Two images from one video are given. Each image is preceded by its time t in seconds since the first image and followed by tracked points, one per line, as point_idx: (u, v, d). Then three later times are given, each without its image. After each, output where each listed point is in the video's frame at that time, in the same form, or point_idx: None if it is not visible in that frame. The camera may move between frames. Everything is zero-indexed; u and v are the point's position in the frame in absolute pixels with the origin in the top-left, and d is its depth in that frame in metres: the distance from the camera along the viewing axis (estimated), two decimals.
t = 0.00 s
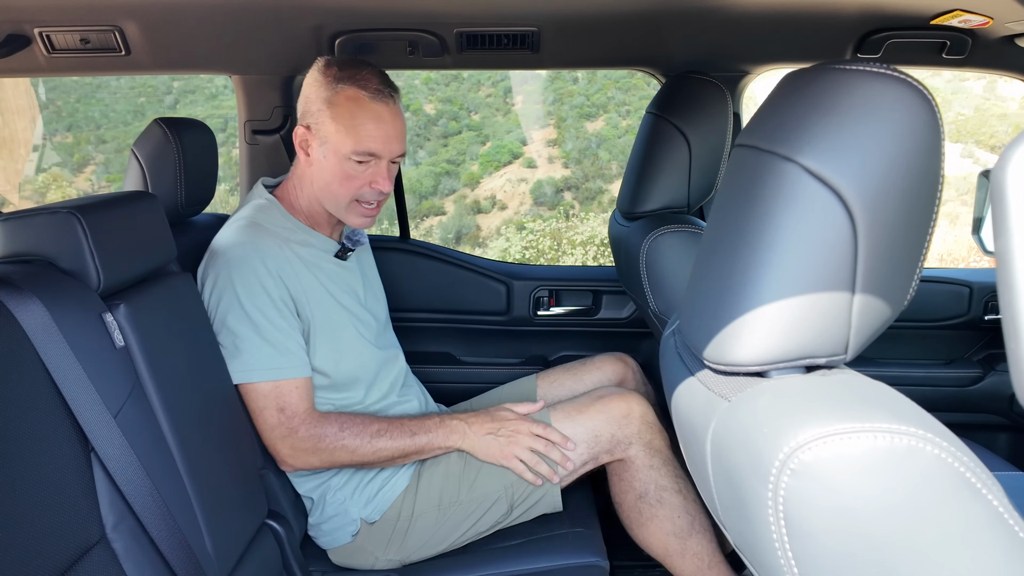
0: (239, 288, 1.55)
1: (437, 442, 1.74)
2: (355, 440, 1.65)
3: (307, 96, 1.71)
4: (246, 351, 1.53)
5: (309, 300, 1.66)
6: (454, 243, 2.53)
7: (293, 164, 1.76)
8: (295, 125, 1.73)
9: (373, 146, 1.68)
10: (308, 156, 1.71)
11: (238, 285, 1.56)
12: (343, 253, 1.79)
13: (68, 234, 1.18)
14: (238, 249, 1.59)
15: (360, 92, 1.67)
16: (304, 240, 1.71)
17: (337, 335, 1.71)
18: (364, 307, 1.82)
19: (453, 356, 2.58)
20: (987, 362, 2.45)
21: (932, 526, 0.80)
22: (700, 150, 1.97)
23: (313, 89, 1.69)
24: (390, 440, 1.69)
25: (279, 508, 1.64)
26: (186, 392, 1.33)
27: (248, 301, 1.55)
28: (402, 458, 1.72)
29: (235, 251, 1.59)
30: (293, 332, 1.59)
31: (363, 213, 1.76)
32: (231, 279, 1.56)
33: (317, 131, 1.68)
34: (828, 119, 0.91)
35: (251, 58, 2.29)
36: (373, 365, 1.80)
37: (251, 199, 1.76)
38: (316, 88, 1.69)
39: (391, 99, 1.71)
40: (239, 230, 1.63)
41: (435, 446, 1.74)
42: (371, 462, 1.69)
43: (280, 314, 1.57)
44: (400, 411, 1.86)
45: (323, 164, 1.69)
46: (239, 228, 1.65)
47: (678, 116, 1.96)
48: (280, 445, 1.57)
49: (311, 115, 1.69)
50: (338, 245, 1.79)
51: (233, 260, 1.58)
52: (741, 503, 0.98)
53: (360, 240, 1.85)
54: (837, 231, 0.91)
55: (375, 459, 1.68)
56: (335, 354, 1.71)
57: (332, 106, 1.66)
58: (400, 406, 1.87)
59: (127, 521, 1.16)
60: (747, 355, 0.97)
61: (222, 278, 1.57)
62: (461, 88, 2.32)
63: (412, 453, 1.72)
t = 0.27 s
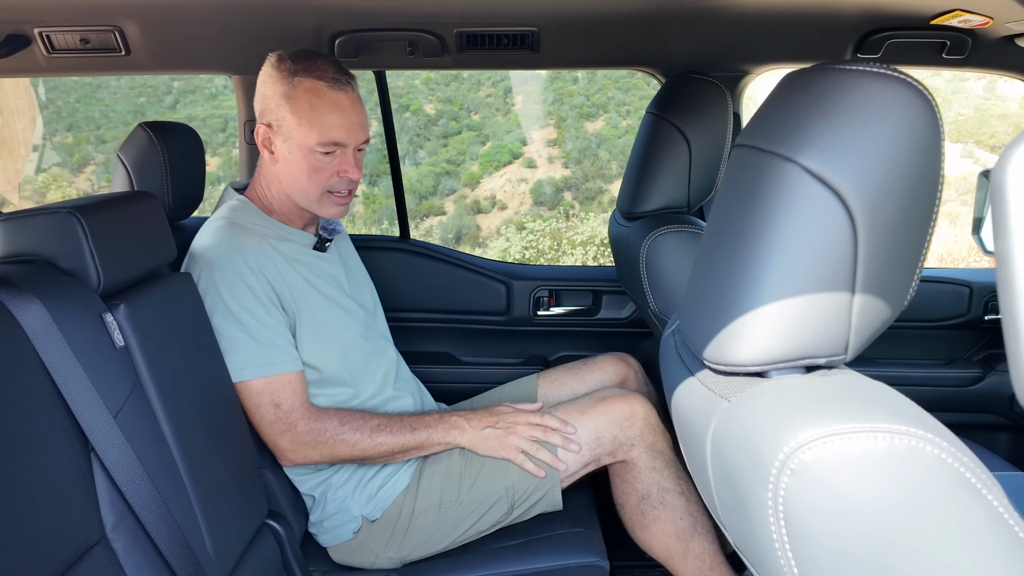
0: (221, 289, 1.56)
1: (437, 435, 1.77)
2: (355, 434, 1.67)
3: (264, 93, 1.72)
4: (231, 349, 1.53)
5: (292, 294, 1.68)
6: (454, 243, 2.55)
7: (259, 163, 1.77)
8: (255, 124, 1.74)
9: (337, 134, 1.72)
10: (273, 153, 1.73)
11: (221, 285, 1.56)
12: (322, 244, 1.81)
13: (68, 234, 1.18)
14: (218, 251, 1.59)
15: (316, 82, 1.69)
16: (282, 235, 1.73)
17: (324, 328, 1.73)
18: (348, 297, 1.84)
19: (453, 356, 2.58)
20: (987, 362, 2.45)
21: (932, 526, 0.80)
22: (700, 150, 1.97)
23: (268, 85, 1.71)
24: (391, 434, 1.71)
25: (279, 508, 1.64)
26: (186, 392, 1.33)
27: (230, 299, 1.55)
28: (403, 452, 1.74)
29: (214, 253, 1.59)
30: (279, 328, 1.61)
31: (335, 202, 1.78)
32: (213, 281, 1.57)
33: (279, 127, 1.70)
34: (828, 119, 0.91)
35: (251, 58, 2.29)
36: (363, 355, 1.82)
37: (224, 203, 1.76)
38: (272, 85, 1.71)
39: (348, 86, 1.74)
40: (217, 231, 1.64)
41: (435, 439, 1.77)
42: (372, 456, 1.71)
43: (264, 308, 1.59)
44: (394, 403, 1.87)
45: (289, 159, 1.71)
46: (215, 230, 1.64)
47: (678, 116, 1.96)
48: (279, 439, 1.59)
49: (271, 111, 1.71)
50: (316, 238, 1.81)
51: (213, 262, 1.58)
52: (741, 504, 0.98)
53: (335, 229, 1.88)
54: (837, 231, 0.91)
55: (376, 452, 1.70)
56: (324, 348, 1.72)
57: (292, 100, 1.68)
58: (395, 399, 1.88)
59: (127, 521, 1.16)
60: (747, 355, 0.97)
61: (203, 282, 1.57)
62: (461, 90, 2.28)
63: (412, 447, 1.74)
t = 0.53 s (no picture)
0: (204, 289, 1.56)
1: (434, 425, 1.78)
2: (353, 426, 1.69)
3: (223, 91, 1.72)
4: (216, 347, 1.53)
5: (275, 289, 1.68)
6: (455, 244, 2.57)
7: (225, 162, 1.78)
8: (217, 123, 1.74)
9: (302, 124, 1.74)
10: (240, 150, 1.73)
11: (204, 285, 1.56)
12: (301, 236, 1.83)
13: (68, 234, 1.18)
14: (198, 251, 1.59)
15: (276, 75, 1.70)
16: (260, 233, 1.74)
17: (312, 321, 1.73)
18: (333, 288, 1.84)
19: (453, 356, 2.58)
20: (987, 361, 2.45)
21: (932, 526, 0.80)
22: (700, 150, 1.97)
23: (226, 83, 1.71)
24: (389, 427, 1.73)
25: (280, 508, 1.64)
26: (186, 391, 1.33)
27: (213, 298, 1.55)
28: (402, 444, 1.75)
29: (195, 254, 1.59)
30: (265, 324, 1.61)
31: (307, 192, 1.80)
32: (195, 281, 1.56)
33: (244, 123, 1.71)
34: (827, 119, 0.91)
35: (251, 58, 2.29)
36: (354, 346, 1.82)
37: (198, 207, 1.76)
38: (230, 82, 1.71)
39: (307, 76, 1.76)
40: (196, 232, 1.63)
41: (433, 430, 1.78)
42: (371, 449, 1.72)
43: (248, 303, 1.59)
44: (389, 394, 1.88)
45: (257, 154, 1.73)
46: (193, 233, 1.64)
47: (678, 116, 1.96)
48: (277, 435, 1.60)
49: (233, 109, 1.71)
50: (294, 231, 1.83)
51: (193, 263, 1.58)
52: (741, 503, 0.98)
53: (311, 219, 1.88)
54: (837, 231, 0.91)
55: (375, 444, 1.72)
56: (313, 341, 1.72)
57: (253, 95, 1.69)
58: (388, 391, 1.88)
59: (127, 521, 1.16)
60: (747, 355, 0.97)
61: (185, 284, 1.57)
62: (461, 89, 2.27)
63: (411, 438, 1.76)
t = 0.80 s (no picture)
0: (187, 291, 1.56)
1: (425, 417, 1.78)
2: (344, 422, 1.69)
3: (187, 92, 1.72)
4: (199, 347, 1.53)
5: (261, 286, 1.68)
6: (454, 243, 2.56)
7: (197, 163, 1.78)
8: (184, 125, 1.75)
9: (264, 121, 1.73)
10: (207, 151, 1.74)
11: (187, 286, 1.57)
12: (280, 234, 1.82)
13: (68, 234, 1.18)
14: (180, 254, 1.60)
15: (237, 73, 1.70)
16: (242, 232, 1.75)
17: (299, 316, 1.73)
18: (319, 283, 1.85)
19: (453, 356, 2.58)
20: (987, 362, 2.45)
21: (932, 526, 0.80)
22: (700, 151, 1.97)
23: (189, 84, 1.71)
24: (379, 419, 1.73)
25: (279, 508, 1.64)
26: (186, 391, 1.33)
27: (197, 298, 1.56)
28: (394, 436, 1.75)
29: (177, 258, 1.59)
30: (252, 322, 1.61)
31: (277, 190, 1.79)
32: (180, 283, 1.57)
33: (208, 123, 1.71)
34: (827, 119, 0.91)
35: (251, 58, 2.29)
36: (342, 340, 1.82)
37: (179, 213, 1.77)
38: (193, 83, 1.71)
39: (269, 73, 1.75)
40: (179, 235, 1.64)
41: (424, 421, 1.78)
42: (364, 442, 1.72)
43: (232, 301, 1.59)
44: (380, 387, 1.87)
45: (223, 154, 1.73)
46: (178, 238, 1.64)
47: (679, 116, 1.96)
48: (269, 432, 1.60)
49: (196, 110, 1.71)
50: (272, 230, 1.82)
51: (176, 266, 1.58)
52: (741, 503, 0.98)
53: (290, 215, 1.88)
54: (837, 232, 0.91)
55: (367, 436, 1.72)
56: (300, 336, 1.72)
57: (215, 94, 1.69)
58: (379, 383, 1.88)
59: (127, 521, 1.16)
60: (747, 356, 0.97)
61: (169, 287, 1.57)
62: (461, 89, 2.27)
63: (403, 430, 1.75)
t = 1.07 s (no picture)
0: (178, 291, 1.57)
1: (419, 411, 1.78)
2: (339, 416, 1.69)
3: (157, 94, 1.73)
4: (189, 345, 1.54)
5: (252, 284, 1.69)
6: (454, 244, 2.57)
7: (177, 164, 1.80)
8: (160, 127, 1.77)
9: (230, 120, 1.73)
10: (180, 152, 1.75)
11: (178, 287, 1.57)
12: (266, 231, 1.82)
13: (68, 234, 1.18)
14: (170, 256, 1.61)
15: (201, 73, 1.69)
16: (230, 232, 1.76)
17: (291, 313, 1.73)
18: (308, 280, 1.85)
19: (453, 356, 2.58)
20: (987, 361, 2.45)
21: (933, 526, 0.80)
22: (700, 150, 1.97)
23: (158, 86, 1.72)
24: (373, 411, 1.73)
25: (279, 509, 1.64)
26: (186, 391, 1.33)
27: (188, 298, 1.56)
28: (389, 429, 1.75)
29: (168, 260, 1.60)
30: (242, 319, 1.61)
31: (252, 188, 1.80)
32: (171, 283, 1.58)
33: (177, 125, 1.72)
34: (827, 119, 0.91)
35: (251, 58, 2.29)
36: (334, 334, 1.82)
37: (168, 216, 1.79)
38: (160, 86, 1.72)
39: (235, 70, 1.74)
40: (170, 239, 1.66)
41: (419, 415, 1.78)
42: (359, 436, 1.72)
43: (222, 299, 1.60)
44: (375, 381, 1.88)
45: (195, 154, 1.74)
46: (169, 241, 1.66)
47: (679, 116, 1.96)
48: (264, 428, 1.60)
49: (166, 112, 1.72)
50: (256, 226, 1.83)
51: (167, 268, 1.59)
52: (741, 504, 0.98)
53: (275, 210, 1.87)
54: (836, 232, 0.91)
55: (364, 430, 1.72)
56: (292, 332, 1.72)
57: (180, 95, 1.69)
58: (373, 377, 1.88)
59: (127, 520, 1.16)
60: (747, 356, 0.97)
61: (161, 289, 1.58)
62: (461, 89, 2.28)
63: (397, 423, 1.75)
